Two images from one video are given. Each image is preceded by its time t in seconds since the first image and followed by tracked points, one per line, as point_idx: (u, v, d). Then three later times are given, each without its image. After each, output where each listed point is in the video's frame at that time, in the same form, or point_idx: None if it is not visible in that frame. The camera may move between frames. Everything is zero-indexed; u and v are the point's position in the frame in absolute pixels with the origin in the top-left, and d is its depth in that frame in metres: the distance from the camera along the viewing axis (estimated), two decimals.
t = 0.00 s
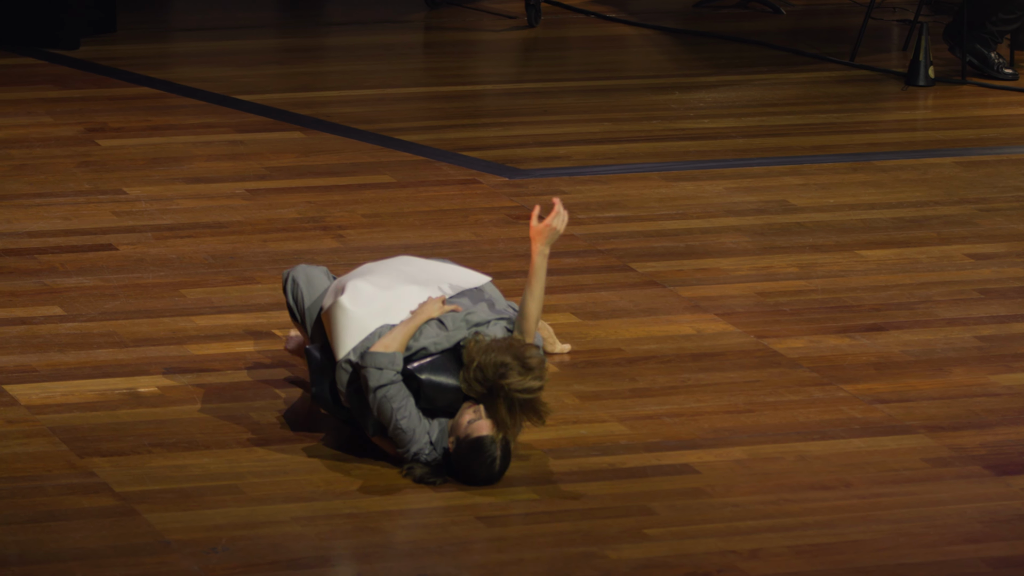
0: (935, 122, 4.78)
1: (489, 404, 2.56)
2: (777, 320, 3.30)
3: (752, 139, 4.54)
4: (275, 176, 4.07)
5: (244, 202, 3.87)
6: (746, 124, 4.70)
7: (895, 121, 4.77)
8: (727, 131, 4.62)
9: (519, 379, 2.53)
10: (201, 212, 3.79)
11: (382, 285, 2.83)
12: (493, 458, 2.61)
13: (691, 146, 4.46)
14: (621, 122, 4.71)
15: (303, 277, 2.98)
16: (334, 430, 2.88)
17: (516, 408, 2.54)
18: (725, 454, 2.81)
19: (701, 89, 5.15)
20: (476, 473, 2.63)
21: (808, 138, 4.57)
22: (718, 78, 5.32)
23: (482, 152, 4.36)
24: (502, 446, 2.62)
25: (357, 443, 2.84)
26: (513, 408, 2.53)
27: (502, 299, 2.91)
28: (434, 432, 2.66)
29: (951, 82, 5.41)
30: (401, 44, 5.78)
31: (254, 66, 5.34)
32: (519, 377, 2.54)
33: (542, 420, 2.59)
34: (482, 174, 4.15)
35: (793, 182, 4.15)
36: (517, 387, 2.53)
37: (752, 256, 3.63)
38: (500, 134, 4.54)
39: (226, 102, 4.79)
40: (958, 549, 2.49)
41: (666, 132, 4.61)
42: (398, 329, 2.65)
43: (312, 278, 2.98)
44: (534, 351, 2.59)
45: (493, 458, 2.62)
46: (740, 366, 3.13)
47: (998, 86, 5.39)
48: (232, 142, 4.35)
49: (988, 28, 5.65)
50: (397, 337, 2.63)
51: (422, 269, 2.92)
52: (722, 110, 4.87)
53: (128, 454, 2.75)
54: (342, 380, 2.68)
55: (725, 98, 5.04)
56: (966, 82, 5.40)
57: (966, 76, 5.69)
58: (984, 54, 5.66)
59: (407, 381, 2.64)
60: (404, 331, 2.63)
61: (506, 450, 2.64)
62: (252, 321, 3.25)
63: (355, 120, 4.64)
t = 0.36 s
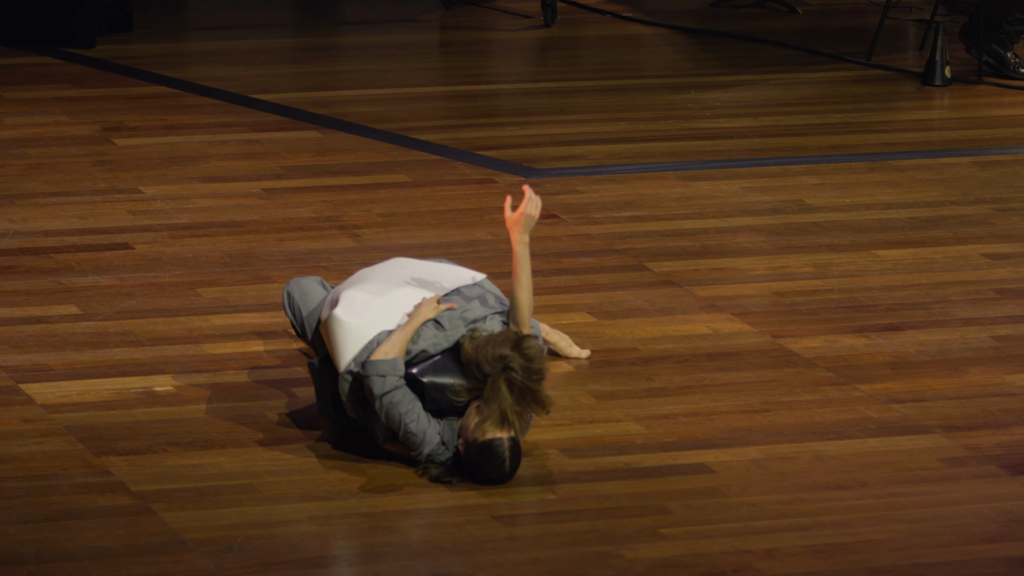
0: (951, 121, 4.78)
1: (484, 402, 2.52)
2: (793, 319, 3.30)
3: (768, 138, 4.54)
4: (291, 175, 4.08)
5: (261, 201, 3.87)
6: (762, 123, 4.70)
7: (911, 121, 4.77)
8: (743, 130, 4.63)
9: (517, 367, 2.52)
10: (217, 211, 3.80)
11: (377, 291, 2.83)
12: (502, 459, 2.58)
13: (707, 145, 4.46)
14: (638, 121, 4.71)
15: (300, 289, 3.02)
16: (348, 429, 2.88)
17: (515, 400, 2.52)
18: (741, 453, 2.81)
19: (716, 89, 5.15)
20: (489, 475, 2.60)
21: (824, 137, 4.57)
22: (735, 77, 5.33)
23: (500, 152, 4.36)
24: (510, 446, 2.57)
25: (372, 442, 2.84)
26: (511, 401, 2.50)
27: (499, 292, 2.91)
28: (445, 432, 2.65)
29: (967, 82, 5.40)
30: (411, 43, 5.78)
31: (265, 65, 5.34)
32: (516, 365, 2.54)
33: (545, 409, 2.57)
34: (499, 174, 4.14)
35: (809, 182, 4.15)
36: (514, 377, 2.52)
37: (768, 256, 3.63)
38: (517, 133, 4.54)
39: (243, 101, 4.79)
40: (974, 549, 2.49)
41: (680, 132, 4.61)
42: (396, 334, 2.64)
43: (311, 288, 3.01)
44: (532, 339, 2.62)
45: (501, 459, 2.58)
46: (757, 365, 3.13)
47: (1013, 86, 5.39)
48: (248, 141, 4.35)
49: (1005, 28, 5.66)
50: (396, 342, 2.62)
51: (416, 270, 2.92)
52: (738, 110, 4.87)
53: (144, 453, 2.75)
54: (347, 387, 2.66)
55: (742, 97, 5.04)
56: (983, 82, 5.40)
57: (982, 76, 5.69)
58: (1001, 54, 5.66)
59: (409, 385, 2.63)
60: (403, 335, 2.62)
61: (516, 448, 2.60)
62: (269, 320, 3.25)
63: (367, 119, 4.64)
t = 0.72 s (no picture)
0: (966, 121, 4.78)
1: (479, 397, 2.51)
2: (808, 318, 3.30)
3: (783, 137, 4.54)
4: (305, 174, 4.08)
5: (275, 200, 3.87)
6: (776, 122, 4.70)
7: (926, 120, 4.77)
8: (759, 129, 4.63)
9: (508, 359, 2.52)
10: (232, 209, 3.80)
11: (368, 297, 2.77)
12: (510, 458, 2.56)
13: (722, 144, 4.46)
14: (653, 120, 4.71)
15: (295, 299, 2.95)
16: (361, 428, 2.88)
17: (512, 392, 2.51)
18: (756, 452, 2.80)
19: (730, 88, 5.15)
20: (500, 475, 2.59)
21: (839, 136, 4.57)
22: (750, 76, 5.33)
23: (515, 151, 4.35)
24: (516, 444, 2.56)
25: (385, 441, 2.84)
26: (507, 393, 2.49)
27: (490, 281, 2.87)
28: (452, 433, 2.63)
29: (982, 82, 5.39)
30: (420, 42, 5.78)
31: (275, 64, 5.34)
32: (509, 356, 2.53)
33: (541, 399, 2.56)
34: (513, 173, 4.14)
35: (823, 181, 4.15)
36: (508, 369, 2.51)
37: (783, 254, 3.63)
38: (532, 132, 4.54)
39: (260, 100, 4.79)
40: (989, 548, 2.49)
41: (694, 131, 4.60)
42: (390, 343, 2.59)
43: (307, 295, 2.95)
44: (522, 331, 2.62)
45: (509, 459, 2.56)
46: (771, 364, 3.13)
47: None
48: (263, 140, 4.35)
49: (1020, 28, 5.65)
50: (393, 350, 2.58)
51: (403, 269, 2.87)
52: (753, 108, 4.87)
53: (158, 452, 2.75)
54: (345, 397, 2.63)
55: (756, 96, 5.04)
56: (997, 81, 5.39)
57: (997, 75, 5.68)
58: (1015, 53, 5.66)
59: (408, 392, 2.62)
60: (398, 342, 2.59)
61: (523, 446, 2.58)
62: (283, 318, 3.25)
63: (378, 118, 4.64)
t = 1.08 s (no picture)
0: (983, 121, 4.77)
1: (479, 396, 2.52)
2: (824, 319, 3.30)
3: (800, 138, 4.54)
4: (323, 174, 4.08)
5: (292, 200, 3.87)
6: (793, 123, 4.70)
7: (943, 120, 4.77)
8: (776, 129, 4.63)
9: (503, 353, 2.53)
10: (249, 209, 3.80)
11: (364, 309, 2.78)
12: (523, 458, 2.56)
13: (739, 144, 4.46)
14: (669, 120, 4.71)
15: (292, 321, 2.90)
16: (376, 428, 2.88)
17: (513, 387, 2.52)
18: (772, 453, 2.80)
19: (746, 88, 5.14)
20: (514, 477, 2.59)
21: (856, 136, 4.57)
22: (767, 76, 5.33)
23: (532, 151, 4.36)
24: (527, 443, 2.57)
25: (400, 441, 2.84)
26: (507, 389, 2.50)
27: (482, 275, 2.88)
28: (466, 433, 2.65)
29: (999, 82, 5.39)
30: (430, 42, 5.78)
31: (285, 64, 5.34)
32: (505, 351, 2.54)
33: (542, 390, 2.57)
34: (529, 173, 4.14)
35: (840, 181, 4.15)
36: (505, 364, 2.52)
37: (799, 255, 3.63)
38: (547, 132, 4.54)
39: (274, 100, 4.79)
40: (1005, 549, 2.49)
41: (711, 131, 4.60)
42: (390, 355, 2.60)
43: (303, 313, 2.90)
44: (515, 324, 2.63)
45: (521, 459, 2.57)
46: (788, 364, 3.13)
47: None
48: (279, 139, 4.36)
49: None
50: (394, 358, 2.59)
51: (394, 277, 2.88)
52: (770, 109, 4.87)
53: (175, 451, 2.75)
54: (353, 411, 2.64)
55: (773, 96, 5.04)
56: (1014, 81, 5.38)
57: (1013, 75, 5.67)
58: None
59: (414, 400, 2.63)
60: (398, 353, 2.59)
61: (534, 445, 2.59)
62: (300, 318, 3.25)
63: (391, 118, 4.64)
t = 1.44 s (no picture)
0: (998, 120, 4.77)
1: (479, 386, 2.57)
2: (839, 318, 3.31)
3: (814, 137, 4.54)
4: (336, 173, 4.08)
5: (306, 199, 3.87)
6: (808, 122, 4.70)
7: (958, 120, 4.77)
8: (790, 129, 4.63)
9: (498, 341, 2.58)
10: (263, 208, 3.80)
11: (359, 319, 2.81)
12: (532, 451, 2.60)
13: (752, 144, 4.46)
14: (682, 120, 4.71)
15: (289, 341, 2.91)
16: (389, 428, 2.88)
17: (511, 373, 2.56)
18: (786, 452, 2.80)
19: (760, 87, 5.14)
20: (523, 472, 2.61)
21: (870, 136, 4.57)
22: (781, 76, 5.33)
23: (546, 150, 4.36)
24: (533, 434, 2.61)
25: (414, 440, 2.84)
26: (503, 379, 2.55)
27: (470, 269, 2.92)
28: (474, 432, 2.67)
29: (1013, 81, 5.39)
30: (439, 42, 5.78)
31: (294, 63, 5.34)
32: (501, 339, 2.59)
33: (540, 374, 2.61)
34: (543, 173, 4.15)
35: (854, 180, 4.15)
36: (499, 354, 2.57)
37: (813, 254, 3.63)
38: (561, 131, 4.55)
39: (287, 99, 4.80)
40: (1020, 548, 2.48)
41: (726, 130, 4.60)
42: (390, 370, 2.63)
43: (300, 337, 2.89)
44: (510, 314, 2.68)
45: (527, 458, 2.60)
46: (802, 364, 3.13)
47: None
48: (293, 139, 4.36)
49: None
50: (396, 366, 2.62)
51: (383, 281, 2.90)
52: (784, 108, 4.87)
53: (189, 451, 2.75)
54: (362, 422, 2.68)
55: (787, 96, 5.04)
56: None
57: None
58: None
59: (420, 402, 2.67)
60: (399, 362, 2.63)
61: (541, 438, 2.62)
62: (314, 316, 3.24)
63: (402, 117, 4.64)
